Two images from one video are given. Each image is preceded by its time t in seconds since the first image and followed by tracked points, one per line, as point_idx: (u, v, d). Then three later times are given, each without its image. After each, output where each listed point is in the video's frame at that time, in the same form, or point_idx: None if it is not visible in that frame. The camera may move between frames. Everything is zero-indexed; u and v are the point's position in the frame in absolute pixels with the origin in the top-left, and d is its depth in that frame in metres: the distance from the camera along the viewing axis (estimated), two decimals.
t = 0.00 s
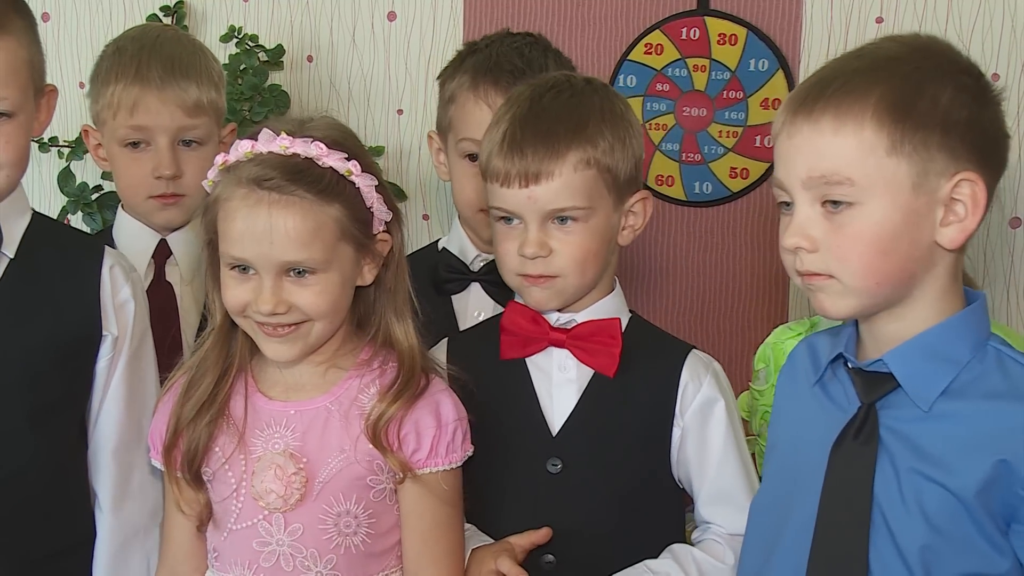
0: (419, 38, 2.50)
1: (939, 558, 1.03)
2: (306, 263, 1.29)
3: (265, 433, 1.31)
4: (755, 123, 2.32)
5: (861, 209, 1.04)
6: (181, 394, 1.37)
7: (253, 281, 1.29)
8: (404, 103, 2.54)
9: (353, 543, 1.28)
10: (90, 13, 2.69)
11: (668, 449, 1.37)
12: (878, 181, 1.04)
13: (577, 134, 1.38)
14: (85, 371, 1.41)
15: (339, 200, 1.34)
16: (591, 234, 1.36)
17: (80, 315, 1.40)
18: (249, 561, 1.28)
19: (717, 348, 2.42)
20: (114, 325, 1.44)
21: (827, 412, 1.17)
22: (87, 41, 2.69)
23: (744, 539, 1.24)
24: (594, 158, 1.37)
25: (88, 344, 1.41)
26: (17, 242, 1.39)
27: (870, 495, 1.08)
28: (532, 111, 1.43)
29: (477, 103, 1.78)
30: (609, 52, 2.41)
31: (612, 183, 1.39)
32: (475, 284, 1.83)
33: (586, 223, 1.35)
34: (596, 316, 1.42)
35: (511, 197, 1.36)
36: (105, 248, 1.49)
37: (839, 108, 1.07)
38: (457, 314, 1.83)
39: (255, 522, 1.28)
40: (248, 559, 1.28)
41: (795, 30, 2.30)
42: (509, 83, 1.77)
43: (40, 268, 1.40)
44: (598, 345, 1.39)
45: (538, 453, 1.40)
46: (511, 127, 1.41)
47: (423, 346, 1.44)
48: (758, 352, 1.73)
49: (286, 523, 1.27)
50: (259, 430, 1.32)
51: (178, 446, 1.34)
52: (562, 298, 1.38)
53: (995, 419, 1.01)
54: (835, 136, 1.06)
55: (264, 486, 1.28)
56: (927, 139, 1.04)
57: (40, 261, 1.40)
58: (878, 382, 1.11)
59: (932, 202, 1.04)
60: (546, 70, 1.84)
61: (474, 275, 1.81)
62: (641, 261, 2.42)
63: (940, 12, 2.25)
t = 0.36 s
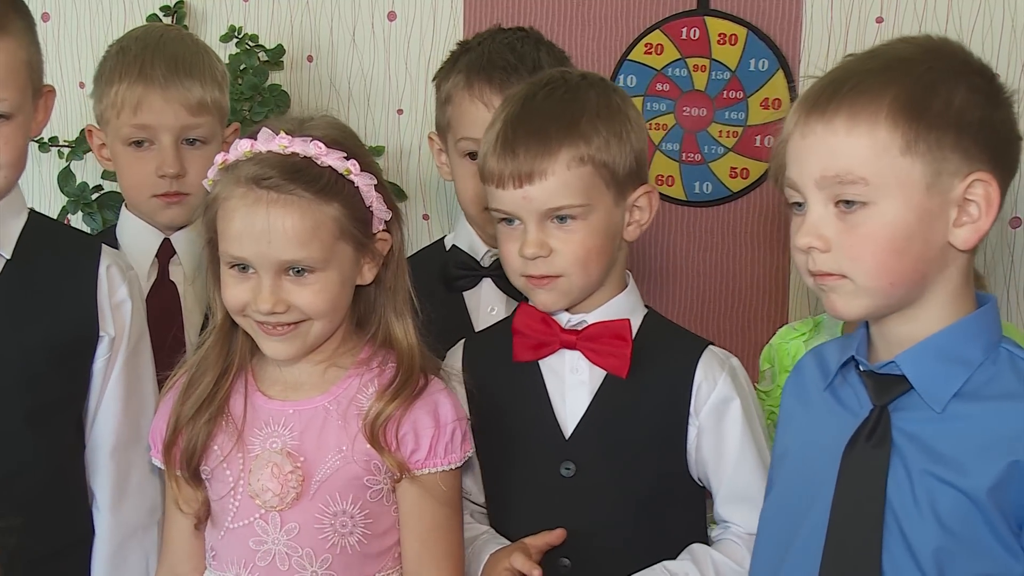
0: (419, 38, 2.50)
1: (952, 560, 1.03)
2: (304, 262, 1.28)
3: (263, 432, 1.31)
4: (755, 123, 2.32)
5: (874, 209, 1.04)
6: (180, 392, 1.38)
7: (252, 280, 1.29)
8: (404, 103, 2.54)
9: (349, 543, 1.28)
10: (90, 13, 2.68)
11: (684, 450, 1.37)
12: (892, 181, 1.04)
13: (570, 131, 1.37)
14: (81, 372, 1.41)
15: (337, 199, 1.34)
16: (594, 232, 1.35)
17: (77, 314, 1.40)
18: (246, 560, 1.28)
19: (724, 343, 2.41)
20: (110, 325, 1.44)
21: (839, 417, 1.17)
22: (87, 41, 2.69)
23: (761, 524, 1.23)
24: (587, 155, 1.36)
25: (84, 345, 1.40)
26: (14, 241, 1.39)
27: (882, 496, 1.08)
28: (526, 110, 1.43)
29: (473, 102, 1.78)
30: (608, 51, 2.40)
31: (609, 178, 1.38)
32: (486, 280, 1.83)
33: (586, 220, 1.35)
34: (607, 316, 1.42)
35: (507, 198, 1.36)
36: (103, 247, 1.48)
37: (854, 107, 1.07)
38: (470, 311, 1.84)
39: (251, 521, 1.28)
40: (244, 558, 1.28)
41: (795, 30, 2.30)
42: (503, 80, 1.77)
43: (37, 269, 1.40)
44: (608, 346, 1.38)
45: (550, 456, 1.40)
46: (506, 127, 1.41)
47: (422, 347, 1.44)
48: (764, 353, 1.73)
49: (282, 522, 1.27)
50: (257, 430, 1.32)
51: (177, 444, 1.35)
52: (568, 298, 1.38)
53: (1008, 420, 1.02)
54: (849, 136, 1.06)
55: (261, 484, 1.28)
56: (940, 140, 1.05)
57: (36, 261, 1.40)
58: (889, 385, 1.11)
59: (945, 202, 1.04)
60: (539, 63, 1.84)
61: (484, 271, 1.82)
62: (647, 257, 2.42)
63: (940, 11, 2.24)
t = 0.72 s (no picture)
0: (419, 38, 2.50)
1: (951, 561, 1.03)
2: (304, 261, 1.28)
3: (264, 432, 1.31)
4: (755, 122, 2.31)
5: (886, 212, 1.04)
6: (182, 392, 1.37)
7: (252, 280, 1.29)
8: (404, 102, 2.53)
9: (349, 544, 1.28)
10: (90, 12, 2.68)
11: (700, 452, 1.37)
12: (905, 183, 1.04)
13: (607, 133, 1.37)
14: (75, 372, 1.41)
15: (338, 198, 1.33)
16: (622, 234, 1.36)
17: (73, 314, 1.39)
18: (245, 560, 1.28)
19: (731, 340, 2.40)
20: (105, 326, 1.43)
21: (845, 416, 1.18)
22: (87, 41, 2.69)
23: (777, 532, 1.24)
24: (623, 157, 1.36)
25: (78, 346, 1.40)
26: (10, 240, 1.39)
27: (883, 497, 1.08)
28: (562, 109, 1.42)
29: (468, 100, 1.77)
30: (608, 51, 2.39)
31: (643, 182, 1.38)
32: (484, 277, 1.83)
33: (616, 222, 1.35)
34: (629, 315, 1.42)
35: (539, 195, 1.36)
36: (102, 246, 1.48)
37: (869, 107, 1.07)
38: (468, 308, 1.84)
39: (251, 521, 1.28)
40: (244, 558, 1.28)
41: (795, 29, 2.28)
42: (498, 78, 1.76)
43: (31, 268, 1.39)
44: (628, 344, 1.38)
45: (564, 453, 1.40)
46: (542, 125, 1.41)
47: (422, 345, 1.44)
48: (774, 351, 1.70)
49: (282, 522, 1.27)
50: (257, 430, 1.32)
51: (178, 443, 1.34)
52: (594, 297, 1.39)
53: (1008, 421, 1.01)
54: (863, 137, 1.06)
55: (261, 484, 1.28)
56: (955, 143, 1.04)
57: (33, 261, 1.40)
58: (894, 384, 1.11)
59: (958, 205, 1.04)
60: (537, 63, 1.81)
61: (482, 269, 1.82)
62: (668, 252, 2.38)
63: (940, 11, 2.23)
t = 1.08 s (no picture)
0: (421, 38, 2.50)
1: (958, 561, 1.03)
2: (313, 268, 1.29)
3: (268, 431, 1.31)
4: (756, 122, 2.30)
5: (900, 212, 1.04)
6: (185, 391, 1.37)
7: (260, 286, 1.29)
8: (406, 102, 2.53)
9: (351, 544, 1.28)
10: (91, 12, 2.68)
11: (707, 450, 1.37)
12: (918, 183, 1.04)
13: (625, 132, 1.37)
14: (74, 372, 1.41)
15: (344, 204, 1.33)
16: (637, 233, 1.36)
17: (72, 314, 1.39)
18: (247, 560, 1.28)
19: (735, 338, 2.39)
20: (103, 325, 1.43)
21: (856, 413, 1.18)
22: (88, 40, 2.69)
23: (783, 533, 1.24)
24: (640, 157, 1.36)
25: (77, 345, 1.40)
26: (9, 239, 1.39)
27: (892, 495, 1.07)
28: (581, 107, 1.42)
29: (443, 92, 1.81)
30: (610, 51, 2.38)
31: (660, 182, 1.38)
32: (479, 277, 1.82)
33: (633, 221, 1.35)
34: (640, 313, 1.42)
35: (557, 193, 1.36)
36: (100, 245, 1.47)
37: (883, 109, 1.07)
38: (462, 307, 1.83)
39: (253, 519, 1.28)
40: (246, 557, 1.28)
41: (796, 29, 2.28)
42: (468, 70, 1.78)
43: (28, 266, 1.39)
44: (639, 341, 1.38)
45: (572, 450, 1.40)
46: (560, 123, 1.41)
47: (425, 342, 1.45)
48: (780, 349, 1.66)
49: (284, 521, 1.27)
50: (261, 428, 1.32)
51: (181, 442, 1.34)
52: (608, 295, 1.38)
53: (1017, 421, 1.01)
54: (877, 138, 1.06)
55: (264, 483, 1.28)
56: (968, 144, 1.04)
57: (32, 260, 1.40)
58: (906, 383, 1.11)
59: (971, 206, 1.04)
60: (512, 54, 1.81)
61: (477, 269, 1.81)
62: (675, 250, 2.37)
63: (941, 11, 2.22)
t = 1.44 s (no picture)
0: (424, 38, 2.50)
1: (972, 563, 1.03)
2: (320, 261, 1.28)
3: (271, 433, 1.31)
4: (760, 123, 2.30)
5: (910, 213, 1.03)
6: (188, 391, 1.37)
7: (267, 279, 1.29)
8: (409, 102, 2.53)
9: (355, 545, 1.27)
10: (95, 13, 2.68)
11: (708, 450, 1.36)
12: (928, 184, 1.03)
13: (635, 133, 1.37)
14: (76, 373, 1.40)
15: (353, 198, 1.33)
16: (645, 232, 1.35)
17: (73, 315, 1.39)
18: (251, 561, 1.27)
19: (737, 338, 2.39)
20: (104, 325, 1.43)
21: (867, 415, 1.17)
22: (91, 41, 2.69)
23: (788, 536, 1.24)
24: (650, 157, 1.36)
25: (78, 345, 1.40)
26: (8, 240, 1.39)
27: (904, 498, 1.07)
28: (590, 108, 1.42)
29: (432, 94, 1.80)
30: (613, 51, 2.38)
31: (666, 182, 1.38)
32: (469, 270, 1.82)
33: (639, 221, 1.35)
34: (642, 312, 1.42)
35: (564, 191, 1.36)
36: (98, 245, 1.47)
37: (891, 110, 1.07)
38: (453, 302, 1.83)
39: (257, 521, 1.28)
40: (249, 559, 1.27)
41: (800, 29, 2.27)
42: (458, 73, 1.77)
43: (27, 266, 1.39)
44: (642, 340, 1.38)
45: (574, 446, 1.40)
46: (569, 123, 1.40)
47: (429, 343, 1.44)
48: (785, 348, 1.63)
49: (288, 523, 1.26)
50: (264, 430, 1.31)
51: (184, 443, 1.34)
52: (613, 294, 1.38)
53: None
54: (885, 139, 1.06)
55: (268, 485, 1.27)
56: (977, 145, 1.04)
57: (31, 260, 1.39)
58: (917, 385, 1.11)
59: (982, 207, 1.03)
60: (501, 57, 1.80)
61: (466, 261, 1.81)
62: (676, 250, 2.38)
63: (946, 10, 2.21)
